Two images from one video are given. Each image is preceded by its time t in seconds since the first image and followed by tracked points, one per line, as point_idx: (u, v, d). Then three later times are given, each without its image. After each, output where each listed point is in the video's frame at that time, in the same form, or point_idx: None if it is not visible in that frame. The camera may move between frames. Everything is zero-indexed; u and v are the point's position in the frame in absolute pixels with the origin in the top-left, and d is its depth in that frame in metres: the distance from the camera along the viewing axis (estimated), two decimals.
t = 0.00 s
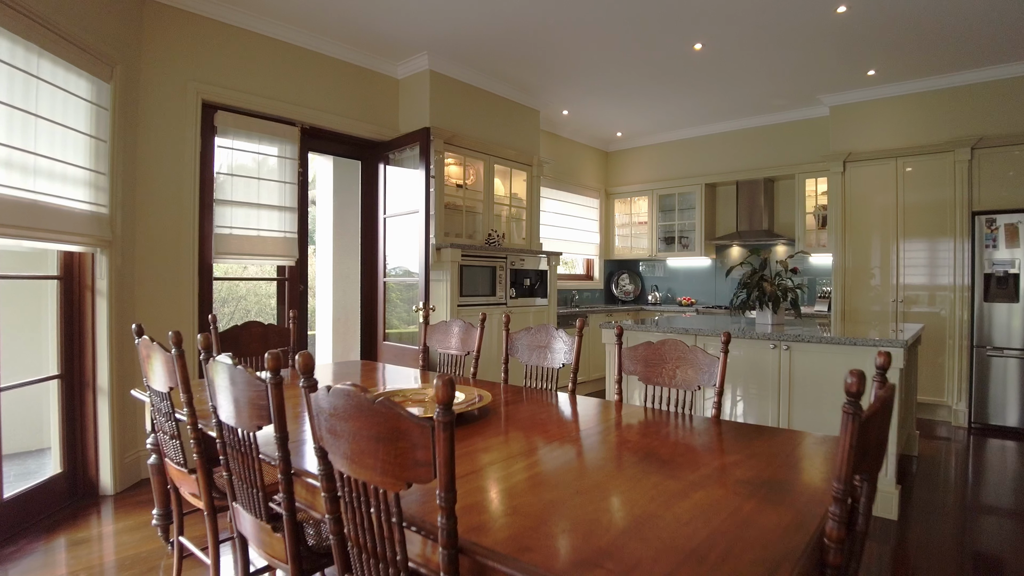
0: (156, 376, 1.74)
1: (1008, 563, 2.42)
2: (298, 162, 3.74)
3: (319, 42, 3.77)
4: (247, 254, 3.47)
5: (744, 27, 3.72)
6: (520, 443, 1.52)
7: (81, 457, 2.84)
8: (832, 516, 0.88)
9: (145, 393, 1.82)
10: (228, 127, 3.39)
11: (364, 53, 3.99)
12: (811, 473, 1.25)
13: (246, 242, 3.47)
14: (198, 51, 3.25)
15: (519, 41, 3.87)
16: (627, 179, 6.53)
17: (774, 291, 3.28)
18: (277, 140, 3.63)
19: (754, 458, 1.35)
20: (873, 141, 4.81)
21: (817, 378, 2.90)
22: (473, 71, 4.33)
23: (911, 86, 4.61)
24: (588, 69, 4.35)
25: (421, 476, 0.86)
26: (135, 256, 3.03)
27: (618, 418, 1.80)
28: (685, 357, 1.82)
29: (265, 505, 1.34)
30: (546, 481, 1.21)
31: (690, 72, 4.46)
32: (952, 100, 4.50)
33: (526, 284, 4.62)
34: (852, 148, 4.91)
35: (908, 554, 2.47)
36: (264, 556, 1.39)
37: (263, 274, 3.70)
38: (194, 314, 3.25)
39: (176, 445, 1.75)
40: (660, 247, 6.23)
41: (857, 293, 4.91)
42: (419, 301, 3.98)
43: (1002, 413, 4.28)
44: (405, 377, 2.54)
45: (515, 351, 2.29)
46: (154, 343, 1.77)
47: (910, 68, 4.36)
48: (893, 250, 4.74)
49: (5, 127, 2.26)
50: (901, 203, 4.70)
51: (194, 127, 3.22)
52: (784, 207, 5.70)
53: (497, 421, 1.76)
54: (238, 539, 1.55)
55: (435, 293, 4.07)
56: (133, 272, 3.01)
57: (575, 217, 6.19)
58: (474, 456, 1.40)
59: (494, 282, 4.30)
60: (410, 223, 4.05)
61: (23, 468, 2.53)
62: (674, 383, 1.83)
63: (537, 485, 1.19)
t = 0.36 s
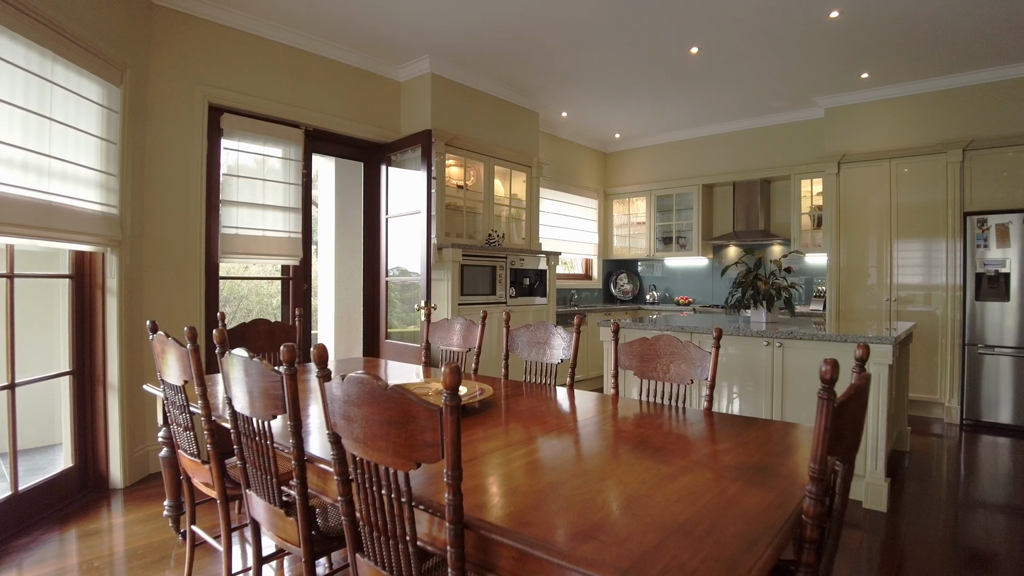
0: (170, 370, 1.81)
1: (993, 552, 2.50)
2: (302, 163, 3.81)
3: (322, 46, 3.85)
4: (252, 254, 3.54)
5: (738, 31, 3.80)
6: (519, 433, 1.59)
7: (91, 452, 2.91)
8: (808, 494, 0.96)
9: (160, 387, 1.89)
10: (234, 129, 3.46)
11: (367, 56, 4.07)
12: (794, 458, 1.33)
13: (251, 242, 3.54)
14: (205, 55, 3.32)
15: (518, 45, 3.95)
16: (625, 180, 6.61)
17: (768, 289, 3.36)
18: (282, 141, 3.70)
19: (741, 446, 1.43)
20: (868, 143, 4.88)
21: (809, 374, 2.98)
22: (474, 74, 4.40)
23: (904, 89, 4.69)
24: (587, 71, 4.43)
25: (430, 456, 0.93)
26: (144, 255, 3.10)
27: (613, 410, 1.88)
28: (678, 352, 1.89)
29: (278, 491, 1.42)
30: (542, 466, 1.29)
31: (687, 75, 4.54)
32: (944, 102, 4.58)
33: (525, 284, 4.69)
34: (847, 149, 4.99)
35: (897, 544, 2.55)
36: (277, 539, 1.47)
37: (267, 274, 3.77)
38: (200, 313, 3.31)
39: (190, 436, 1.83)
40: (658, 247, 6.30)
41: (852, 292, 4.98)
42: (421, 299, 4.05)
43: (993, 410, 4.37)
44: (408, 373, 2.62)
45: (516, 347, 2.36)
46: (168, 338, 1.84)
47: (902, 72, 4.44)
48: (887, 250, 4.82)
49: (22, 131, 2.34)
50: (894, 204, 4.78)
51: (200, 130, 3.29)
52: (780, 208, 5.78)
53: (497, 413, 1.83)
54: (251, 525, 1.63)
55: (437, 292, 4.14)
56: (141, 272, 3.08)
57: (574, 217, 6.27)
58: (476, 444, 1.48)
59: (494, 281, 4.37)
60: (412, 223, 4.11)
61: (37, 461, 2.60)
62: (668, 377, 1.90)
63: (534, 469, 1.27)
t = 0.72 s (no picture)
0: (182, 366, 1.87)
1: (980, 544, 2.57)
2: (305, 165, 3.87)
3: (325, 49, 3.91)
4: (256, 254, 3.61)
5: (734, 35, 3.86)
6: (518, 425, 1.66)
7: (99, 448, 2.97)
8: (790, 479, 1.02)
9: (171, 383, 1.95)
10: (239, 131, 3.52)
11: (369, 59, 4.13)
12: (782, 448, 1.39)
13: (255, 242, 3.60)
14: (210, 59, 3.38)
15: (518, 49, 4.02)
16: (624, 180, 6.67)
17: (763, 289, 3.43)
18: (285, 143, 3.76)
19: (732, 438, 1.49)
20: (862, 144, 4.96)
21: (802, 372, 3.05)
22: (474, 77, 4.47)
23: (898, 91, 4.76)
24: (585, 74, 4.49)
25: (435, 442, 0.99)
26: (150, 255, 3.16)
27: (611, 405, 1.95)
28: (672, 349, 1.96)
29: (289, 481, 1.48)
30: (541, 455, 1.36)
31: (684, 78, 4.61)
32: (936, 105, 4.65)
33: (524, 283, 4.75)
34: (842, 151, 5.06)
35: (886, 537, 2.62)
36: (287, 527, 1.53)
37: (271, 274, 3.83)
38: (205, 311, 3.38)
39: (202, 430, 1.89)
40: (656, 247, 6.37)
41: (846, 291, 5.06)
42: (422, 298, 4.12)
43: (984, 407, 4.44)
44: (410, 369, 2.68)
45: (515, 344, 2.43)
46: (181, 334, 1.90)
47: (895, 74, 4.51)
48: (881, 250, 4.90)
49: (35, 134, 2.41)
50: (888, 204, 4.85)
51: (206, 132, 3.35)
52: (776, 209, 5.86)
53: (498, 407, 1.91)
54: (262, 514, 1.70)
55: (437, 291, 4.21)
56: (148, 271, 3.14)
57: (573, 217, 6.34)
58: (477, 435, 1.55)
59: (494, 280, 4.44)
60: (413, 223, 4.19)
61: (48, 456, 2.67)
62: (662, 372, 1.97)
63: (534, 458, 1.34)
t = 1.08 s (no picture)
0: (190, 363, 1.93)
1: (969, 537, 2.64)
2: (308, 166, 3.93)
3: (327, 53, 3.97)
4: (260, 254, 3.67)
5: (730, 38, 3.92)
6: (516, 420, 1.72)
7: (107, 444, 3.03)
8: (773, 469, 1.08)
9: (180, 380, 2.01)
10: (242, 133, 3.58)
11: (370, 62, 4.19)
12: (771, 440, 1.46)
13: (258, 242, 3.66)
14: (214, 62, 3.44)
15: (517, 52, 4.07)
16: (622, 181, 6.73)
17: (758, 288, 3.49)
18: (288, 145, 3.82)
19: (721, 431, 1.55)
20: (857, 145, 5.02)
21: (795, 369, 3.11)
22: (473, 79, 4.53)
23: (892, 93, 4.82)
24: (583, 77, 4.55)
25: (440, 433, 1.05)
26: (156, 256, 3.21)
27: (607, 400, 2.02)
28: (666, 346, 2.02)
29: (296, 473, 1.54)
30: (539, 447, 1.42)
31: (680, 80, 4.67)
32: (929, 107, 4.72)
33: (523, 283, 4.82)
34: (836, 152, 5.12)
35: (877, 530, 2.69)
36: (294, 517, 1.59)
37: (274, 274, 3.89)
38: (209, 310, 3.43)
39: (210, 425, 1.95)
40: (654, 247, 6.44)
41: (840, 291, 5.13)
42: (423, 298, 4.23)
43: (977, 405, 4.51)
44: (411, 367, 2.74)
45: (514, 342, 2.49)
46: (189, 332, 1.96)
47: (888, 77, 4.58)
48: (876, 250, 4.97)
49: (45, 138, 2.46)
50: (882, 205, 4.92)
51: (210, 135, 3.41)
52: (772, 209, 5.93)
53: (497, 402, 1.97)
54: (269, 506, 1.76)
55: (437, 291, 4.27)
56: (153, 271, 3.20)
57: (572, 218, 6.40)
58: (477, 428, 1.62)
59: (494, 280, 4.50)
60: (413, 224, 4.31)
61: (56, 453, 2.72)
62: (656, 368, 2.03)
63: (531, 450, 1.40)
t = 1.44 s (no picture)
0: (198, 360, 1.98)
1: (958, 531, 2.70)
2: (310, 167, 3.99)
3: (329, 55, 4.02)
4: (263, 254, 3.73)
5: (726, 41, 3.98)
6: (514, 415, 1.77)
7: (113, 441, 3.09)
8: (759, 458, 1.14)
9: (188, 376, 2.06)
10: (246, 135, 3.63)
11: (371, 65, 4.25)
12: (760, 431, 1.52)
13: (261, 242, 3.72)
14: (219, 65, 3.50)
15: (516, 54, 4.13)
16: (620, 181, 6.79)
17: (753, 287, 3.55)
18: (290, 146, 3.88)
19: (712, 425, 1.61)
20: (852, 147, 5.08)
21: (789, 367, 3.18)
22: (473, 81, 4.59)
23: (886, 95, 4.89)
24: (582, 79, 4.62)
25: (442, 423, 1.11)
26: (160, 255, 3.26)
27: (603, 396, 2.08)
28: (661, 343, 2.07)
29: (303, 465, 1.59)
30: (536, 440, 1.48)
31: (678, 82, 4.73)
32: (923, 108, 4.78)
33: (522, 282, 4.87)
34: (832, 153, 5.19)
35: (869, 524, 2.75)
36: (300, 508, 1.64)
37: (277, 274, 3.94)
38: (213, 309, 3.49)
39: (217, 420, 2.01)
40: (652, 247, 6.50)
41: (836, 290, 5.21)
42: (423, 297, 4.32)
43: (972, 403, 4.56)
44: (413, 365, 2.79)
45: (513, 340, 2.54)
46: (197, 331, 2.01)
47: (883, 79, 4.64)
48: (871, 250, 5.03)
49: (54, 140, 2.52)
50: (877, 205, 4.99)
51: (214, 136, 3.46)
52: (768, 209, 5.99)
53: (497, 398, 2.04)
54: (276, 499, 1.81)
55: (438, 290, 4.33)
56: (159, 271, 3.25)
57: (570, 218, 6.46)
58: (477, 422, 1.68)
59: (494, 279, 4.55)
60: (415, 224, 4.37)
61: (64, 449, 2.77)
62: (651, 365, 2.09)
63: (529, 442, 1.46)
